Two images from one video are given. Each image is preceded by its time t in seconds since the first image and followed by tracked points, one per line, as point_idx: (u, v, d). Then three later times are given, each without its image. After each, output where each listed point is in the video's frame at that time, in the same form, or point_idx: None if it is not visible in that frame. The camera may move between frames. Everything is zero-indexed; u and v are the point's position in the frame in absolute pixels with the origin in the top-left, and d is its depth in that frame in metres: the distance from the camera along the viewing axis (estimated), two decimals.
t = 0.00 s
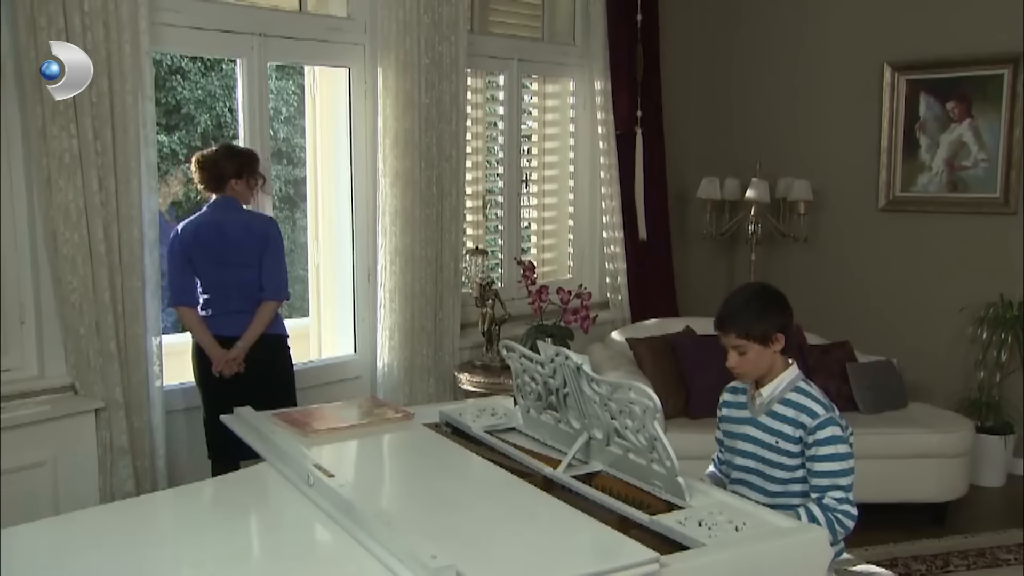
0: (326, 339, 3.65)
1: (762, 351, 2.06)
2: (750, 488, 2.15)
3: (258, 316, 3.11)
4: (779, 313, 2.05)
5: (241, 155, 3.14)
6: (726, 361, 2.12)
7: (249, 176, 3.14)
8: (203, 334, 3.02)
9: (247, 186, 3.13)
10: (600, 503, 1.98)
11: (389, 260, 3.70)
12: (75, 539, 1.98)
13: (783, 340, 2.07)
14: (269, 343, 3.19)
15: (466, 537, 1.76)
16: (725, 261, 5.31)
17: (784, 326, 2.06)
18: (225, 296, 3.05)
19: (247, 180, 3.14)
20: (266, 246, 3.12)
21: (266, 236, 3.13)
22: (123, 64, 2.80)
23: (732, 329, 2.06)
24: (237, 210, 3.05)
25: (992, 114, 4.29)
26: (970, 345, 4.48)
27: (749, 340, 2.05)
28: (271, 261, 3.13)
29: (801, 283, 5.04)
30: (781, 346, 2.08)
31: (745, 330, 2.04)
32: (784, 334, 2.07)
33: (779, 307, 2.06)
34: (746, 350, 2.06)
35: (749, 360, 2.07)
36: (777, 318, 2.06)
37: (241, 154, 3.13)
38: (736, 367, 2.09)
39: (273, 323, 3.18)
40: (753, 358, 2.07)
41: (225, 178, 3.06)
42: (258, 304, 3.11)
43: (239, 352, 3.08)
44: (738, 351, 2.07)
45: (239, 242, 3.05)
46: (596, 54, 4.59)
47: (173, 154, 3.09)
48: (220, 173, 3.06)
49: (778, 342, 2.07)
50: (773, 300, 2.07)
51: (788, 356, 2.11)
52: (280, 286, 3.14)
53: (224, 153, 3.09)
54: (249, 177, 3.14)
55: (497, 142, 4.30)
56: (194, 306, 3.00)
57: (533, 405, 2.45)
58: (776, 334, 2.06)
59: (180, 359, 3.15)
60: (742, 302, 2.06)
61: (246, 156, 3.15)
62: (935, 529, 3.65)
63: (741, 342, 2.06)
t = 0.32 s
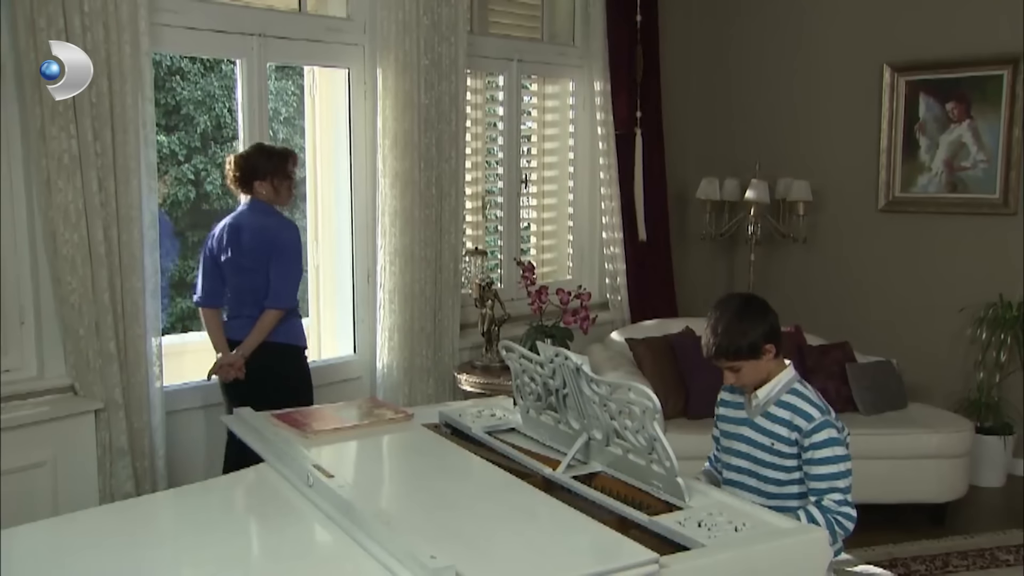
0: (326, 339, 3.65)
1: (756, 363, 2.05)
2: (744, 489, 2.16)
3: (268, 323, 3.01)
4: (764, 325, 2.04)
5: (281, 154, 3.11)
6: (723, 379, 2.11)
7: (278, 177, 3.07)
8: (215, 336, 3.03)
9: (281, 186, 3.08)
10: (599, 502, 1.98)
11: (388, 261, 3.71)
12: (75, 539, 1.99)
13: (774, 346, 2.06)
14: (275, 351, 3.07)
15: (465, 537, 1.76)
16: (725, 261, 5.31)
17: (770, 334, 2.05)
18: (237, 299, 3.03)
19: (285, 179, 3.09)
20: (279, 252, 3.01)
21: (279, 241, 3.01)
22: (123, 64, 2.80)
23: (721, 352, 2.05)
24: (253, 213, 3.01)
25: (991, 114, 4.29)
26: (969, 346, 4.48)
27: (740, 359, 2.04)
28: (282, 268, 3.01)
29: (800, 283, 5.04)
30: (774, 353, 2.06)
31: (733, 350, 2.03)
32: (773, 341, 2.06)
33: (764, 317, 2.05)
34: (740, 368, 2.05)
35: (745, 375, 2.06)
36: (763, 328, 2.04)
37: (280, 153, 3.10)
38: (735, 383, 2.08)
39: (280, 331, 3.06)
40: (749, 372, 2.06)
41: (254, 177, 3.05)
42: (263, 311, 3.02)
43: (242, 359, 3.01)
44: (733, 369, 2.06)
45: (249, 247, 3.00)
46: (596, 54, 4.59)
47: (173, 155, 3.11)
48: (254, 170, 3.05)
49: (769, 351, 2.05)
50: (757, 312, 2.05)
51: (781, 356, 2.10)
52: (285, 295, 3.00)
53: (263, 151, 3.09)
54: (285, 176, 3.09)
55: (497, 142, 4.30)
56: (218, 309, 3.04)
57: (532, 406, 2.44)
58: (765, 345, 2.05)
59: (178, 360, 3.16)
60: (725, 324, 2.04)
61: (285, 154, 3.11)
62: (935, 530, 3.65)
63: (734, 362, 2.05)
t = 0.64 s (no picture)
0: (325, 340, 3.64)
1: (752, 363, 2.06)
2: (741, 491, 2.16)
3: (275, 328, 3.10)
4: (760, 324, 2.05)
5: (316, 152, 3.20)
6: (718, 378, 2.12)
7: (312, 182, 3.18)
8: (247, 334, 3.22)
9: (307, 186, 3.17)
10: (597, 502, 1.98)
11: (387, 261, 3.70)
12: (74, 539, 1.98)
13: (770, 347, 2.08)
14: (281, 356, 3.15)
15: (464, 537, 1.76)
16: (724, 262, 5.30)
17: (766, 335, 2.07)
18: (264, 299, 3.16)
19: (315, 180, 3.18)
20: (295, 252, 3.09)
21: (295, 243, 3.10)
22: (121, 64, 2.79)
23: (718, 351, 2.05)
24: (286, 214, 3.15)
25: (989, 114, 4.29)
26: (968, 346, 4.48)
27: (736, 358, 2.05)
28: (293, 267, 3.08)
29: (799, 283, 5.04)
30: (770, 353, 2.08)
31: (730, 349, 2.04)
32: (768, 343, 2.07)
33: (761, 317, 2.06)
34: (735, 368, 2.07)
35: (741, 375, 2.07)
36: (760, 329, 2.06)
37: (315, 153, 3.19)
38: (730, 382, 2.09)
39: (282, 337, 3.14)
40: (744, 372, 2.07)
41: (285, 176, 3.15)
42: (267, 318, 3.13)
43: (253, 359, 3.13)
44: (728, 369, 2.07)
45: (266, 249, 3.17)
46: (595, 55, 4.59)
47: (172, 155, 3.10)
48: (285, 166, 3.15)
49: (766, 351, 2.07)
50: (754, 312, 2.07)
51: (776, 359, 2.11)
52: (280, 302, 3.06)
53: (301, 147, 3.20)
54: (314, 175, 3.17)
55: (495, 142, 4.30)
56: (251, 310, 3.23)
57: (530, 406, 2.44)
58: (761, 346, 2.06)
59: (177, 359, 3.17)
60: (722, 323, 2.05)
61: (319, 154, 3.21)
62: (933, 530, 3.65)
63: (729, 362, 2.06)
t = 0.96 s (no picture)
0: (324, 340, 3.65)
1: (751, 353, 2.07)
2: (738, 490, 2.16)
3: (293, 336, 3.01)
4: (765, 317, 2.07)
5: (361, 159, 3.10)
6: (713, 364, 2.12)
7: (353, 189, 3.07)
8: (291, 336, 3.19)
9: (345, 194, 3.07)
10: (595, 502, 1.98)
11: (386, 261, 3.71)
12: (70, 540, 1.98)
13: (771, 342, 2.09)
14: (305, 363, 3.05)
15: (462, 537, 1.76)
16: (721, 262, 5.30)
17: (769, 329, 2.08)
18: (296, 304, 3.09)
19: (356, 186, 3.07)
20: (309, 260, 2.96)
21: (307, 251, 2.96)
22: (119, 64, 2.79)
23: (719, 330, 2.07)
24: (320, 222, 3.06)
25: (987, 114, 4.29)
26: (966, 345, 4.48)
27: (736, 344, 2.06)
28: (303, 274, 2.95)
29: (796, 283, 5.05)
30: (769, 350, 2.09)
31: (732, 333, 2.06)
32: (771, 338, 2.09)
33: (766, 311, 2.09)
34: (732, 354, 2.07)
35: (738, 363, 2.07)
36: (763, 321, 2.08)
37: (359, 159, 3.10)
38: (725, 370, 2.09)
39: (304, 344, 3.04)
40: (740, 362, 2.07)
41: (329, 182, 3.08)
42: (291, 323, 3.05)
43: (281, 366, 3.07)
44: (725, 353, 2.07)
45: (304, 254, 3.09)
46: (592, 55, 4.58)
47: (169, 155, 3.10)
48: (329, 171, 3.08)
49: (766, 346, 2.08)
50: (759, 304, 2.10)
51: (775, 360, 2.12)
52: (289, 310, 2.96)
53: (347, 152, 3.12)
54: (354, 182, 3.07)
55: (493, 142, 4.29)
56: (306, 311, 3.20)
57: (528, 406, 2.44)
58: (763, 338, 2.08)
59: (175, 359, 3.17)
60: (728, 305, 2.08)
61: (365, 160, 3.11)
62: (931, 530, 3.65)
63: (727, 345, 2.07)
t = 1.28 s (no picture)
0: (316, 339, 3.65)
1: (746, 344, 2.11)
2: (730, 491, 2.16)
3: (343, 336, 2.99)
4: (766, 312, 2.12)
5: (409, 156, 3.00)
6: (708, 352, 2.16)
7: (399, 185, 2.99)
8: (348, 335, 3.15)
9: (390, 189, 2.99)
10: (587, 502, 1.98)
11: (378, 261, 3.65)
12: (62, 540, 1.98)
13: (767, 339, 2.13)
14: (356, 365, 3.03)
15: (454, 537, 1.77)
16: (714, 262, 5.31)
17: (769, 326, 2.13)
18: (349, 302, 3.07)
19: (400, 185, 2.98)
20: (355, 258, 2.93)
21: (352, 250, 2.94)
22: (110, 65, 2.78)
23: (720, 314, 2.12)
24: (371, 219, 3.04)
25: (978, 114, 4.30)
26: (958, 345, 4.48)
27: (733, 330, 2.11)
28: (350, 274, 2.92)
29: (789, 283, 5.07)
30: (764, 345, 2.13)
31: (730, 319, 2.10)
32: (768, 336, 2.13)
33: (770, 307, 2.13)
34: (728, 342, 2.12)
35: (733, 351, 2.11)
36: (763, 317, 2.12)
37: (406, 156, 3.00)
38: (717, 358, 2.13)
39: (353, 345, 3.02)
40: (733, 352, 2.11)
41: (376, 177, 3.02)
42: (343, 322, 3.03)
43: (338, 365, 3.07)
44: (721, 339, 2.12)
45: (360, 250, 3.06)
46: (585, 55, 4.58)
47: (161, 155, 3.09)
48: (378, 168, 3.01)
49: (761, 340, 2.12)
50: (766, 299, 2.15)
51: (769, 360, 2.15)
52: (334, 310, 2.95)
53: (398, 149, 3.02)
54: (398, 180, 2.98)
55: (486, 142, 4.30)
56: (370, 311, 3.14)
57: (521, 406, 2.44)
58: (761, 332, 2.12)
59: (167, 360, 3.17)
60: (734, 291, 2.13)
61: (414, 157, 3.01)
62: (922, 529, 3.66)
63: (725, 331, 2.12)
